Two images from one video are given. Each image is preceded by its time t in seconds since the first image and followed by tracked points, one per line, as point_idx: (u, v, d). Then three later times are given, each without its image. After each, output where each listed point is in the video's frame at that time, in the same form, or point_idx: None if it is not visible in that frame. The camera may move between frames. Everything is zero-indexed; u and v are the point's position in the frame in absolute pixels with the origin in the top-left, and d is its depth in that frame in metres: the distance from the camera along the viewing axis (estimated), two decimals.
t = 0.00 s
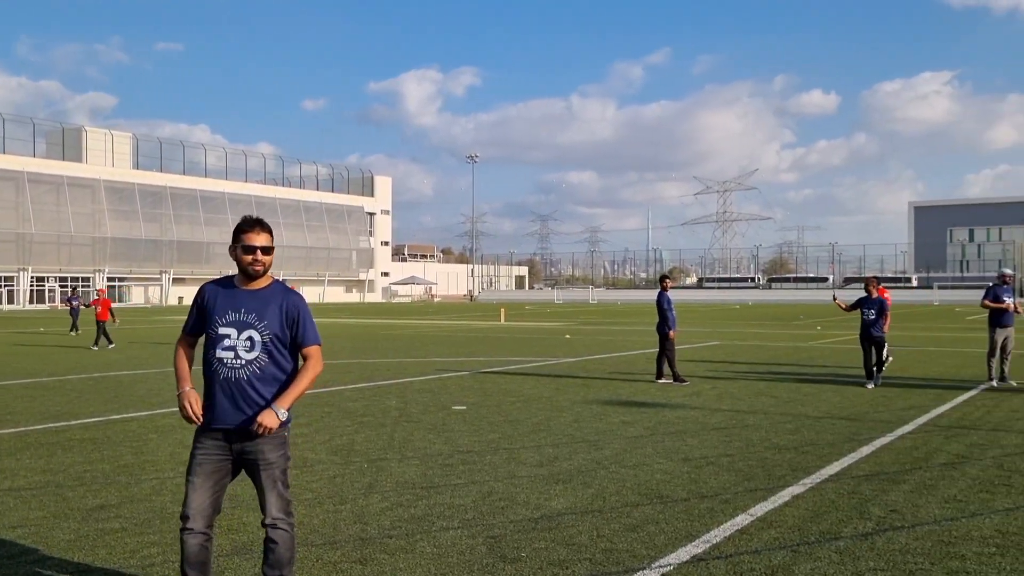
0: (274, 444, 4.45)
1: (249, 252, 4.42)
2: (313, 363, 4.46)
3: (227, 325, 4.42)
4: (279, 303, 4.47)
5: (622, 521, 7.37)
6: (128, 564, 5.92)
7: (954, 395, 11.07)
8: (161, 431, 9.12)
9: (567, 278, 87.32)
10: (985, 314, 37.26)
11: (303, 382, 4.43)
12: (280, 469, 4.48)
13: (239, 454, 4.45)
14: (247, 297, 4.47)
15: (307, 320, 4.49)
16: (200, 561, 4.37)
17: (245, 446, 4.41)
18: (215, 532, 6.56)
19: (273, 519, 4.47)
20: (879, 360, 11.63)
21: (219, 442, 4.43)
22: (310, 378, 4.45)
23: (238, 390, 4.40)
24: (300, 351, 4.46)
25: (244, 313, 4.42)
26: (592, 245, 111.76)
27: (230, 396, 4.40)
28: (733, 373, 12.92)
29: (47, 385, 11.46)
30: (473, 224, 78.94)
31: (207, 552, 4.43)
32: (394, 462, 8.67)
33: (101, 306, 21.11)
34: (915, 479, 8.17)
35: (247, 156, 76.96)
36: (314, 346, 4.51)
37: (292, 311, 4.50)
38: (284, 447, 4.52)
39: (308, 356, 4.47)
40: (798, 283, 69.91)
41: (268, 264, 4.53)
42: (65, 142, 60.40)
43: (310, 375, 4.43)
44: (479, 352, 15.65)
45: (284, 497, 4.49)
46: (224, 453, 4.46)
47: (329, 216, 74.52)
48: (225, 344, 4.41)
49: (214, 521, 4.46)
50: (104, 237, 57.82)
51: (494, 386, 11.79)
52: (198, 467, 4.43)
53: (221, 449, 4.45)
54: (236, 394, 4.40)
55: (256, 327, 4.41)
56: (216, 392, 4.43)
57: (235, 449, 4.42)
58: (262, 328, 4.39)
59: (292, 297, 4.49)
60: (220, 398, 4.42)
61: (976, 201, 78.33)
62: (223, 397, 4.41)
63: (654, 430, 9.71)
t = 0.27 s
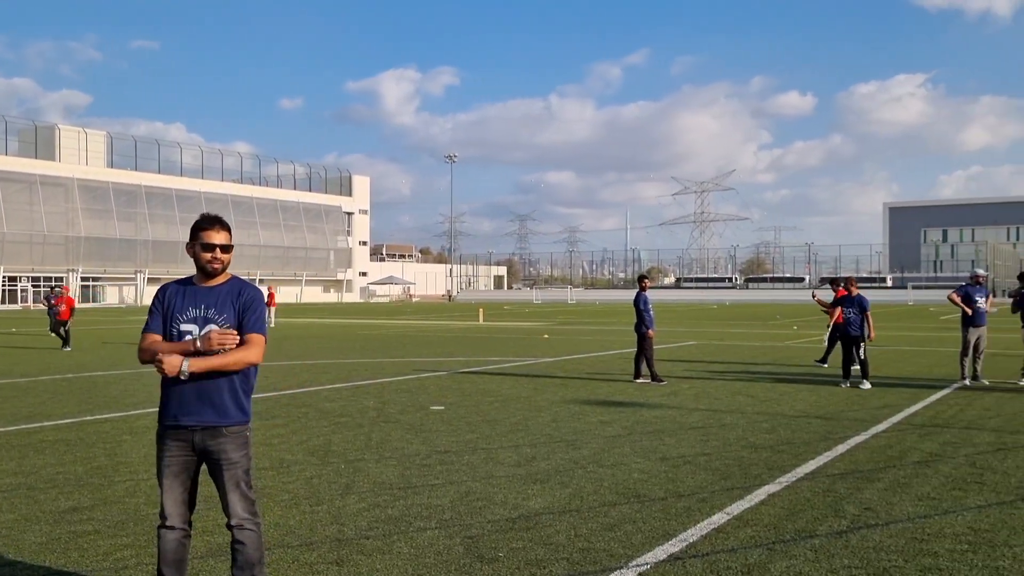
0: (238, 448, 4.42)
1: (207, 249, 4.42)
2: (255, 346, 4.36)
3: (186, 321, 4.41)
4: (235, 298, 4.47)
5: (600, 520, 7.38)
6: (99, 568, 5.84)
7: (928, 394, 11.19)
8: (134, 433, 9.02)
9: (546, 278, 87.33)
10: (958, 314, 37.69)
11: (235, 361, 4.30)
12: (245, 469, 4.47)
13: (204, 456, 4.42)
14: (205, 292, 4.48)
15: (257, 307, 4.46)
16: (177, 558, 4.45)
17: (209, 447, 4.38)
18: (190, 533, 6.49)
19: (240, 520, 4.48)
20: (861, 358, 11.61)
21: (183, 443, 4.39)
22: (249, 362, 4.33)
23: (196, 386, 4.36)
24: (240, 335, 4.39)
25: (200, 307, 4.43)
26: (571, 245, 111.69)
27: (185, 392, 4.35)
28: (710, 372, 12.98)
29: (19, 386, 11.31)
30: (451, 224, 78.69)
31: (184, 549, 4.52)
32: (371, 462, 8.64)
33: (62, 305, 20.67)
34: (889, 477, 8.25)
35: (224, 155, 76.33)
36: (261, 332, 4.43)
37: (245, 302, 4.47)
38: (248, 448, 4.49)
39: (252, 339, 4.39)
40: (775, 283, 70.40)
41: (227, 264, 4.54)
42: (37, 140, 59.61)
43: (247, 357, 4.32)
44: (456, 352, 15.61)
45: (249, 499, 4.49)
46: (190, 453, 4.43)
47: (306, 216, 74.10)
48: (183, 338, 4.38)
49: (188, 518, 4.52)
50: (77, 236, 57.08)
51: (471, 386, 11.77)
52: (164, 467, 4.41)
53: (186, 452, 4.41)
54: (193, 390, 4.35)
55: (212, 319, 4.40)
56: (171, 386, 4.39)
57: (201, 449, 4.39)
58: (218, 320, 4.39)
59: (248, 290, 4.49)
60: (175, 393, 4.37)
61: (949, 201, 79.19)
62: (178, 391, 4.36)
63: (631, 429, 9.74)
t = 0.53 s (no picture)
0: (218, 447, 4.42)
1: (180, 249, 4.45)
2: (217, 324, 4.35)
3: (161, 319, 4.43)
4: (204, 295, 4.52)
5: (586, 520, 7.40)
6: (83, 570, 5.81)
7: (911, 393, 11.29)
8: (119, 434, 8.97)
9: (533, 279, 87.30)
10: (940, 314, 38.00)
11: (196, 332, 4.28)
12: (225, 469, 4.47)
13: (185, 456, 4.41)
14: (179, 293, 4.52)
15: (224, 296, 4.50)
16: (158, 561, 4.44)
17: (190, 447, 4.37)
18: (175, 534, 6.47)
19: (221, 521, 4.48)
20: (848, 358, 11.66)
21: (161, 444, 4.38)
22: (210, 337, 4.31)
23: (170, 382, 4.35)
24: (202, 315, 4.39)
25: (173, 306, 4.48)
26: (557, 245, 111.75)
27: (159, 387, 4.34)
28: (696, 372, 13.04)
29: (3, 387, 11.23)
30: (438, 224, 78.53)
31: (165, 551, 4.50)
32: (357, 463, 8.63)
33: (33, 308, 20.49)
34: (873, 476, 8.31)
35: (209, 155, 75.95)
36: (226, 316, 4.43)
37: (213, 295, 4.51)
38: (228, 449, 4.49)
39: (215, 319, 4.38)
40: (760, 284, 70.78)
41: (200, 265, 4.60)
42: (20, 140, 59.11)
43: (207, 331, 4.30)
44: (441, 352, 15.62)
45: (230, 501, 4.49)
46: (171, 454, 4.42)
47: (292, 216, 73.84)
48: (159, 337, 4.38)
49: (169, 519, 4.51)
50: (60, 236, 56.65)
51: (458, 386, 11.76)
52: (145, 468, 4.41)
53: (167, 453, 4.40)
54: (167, 385, 4.34)
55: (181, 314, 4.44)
56: (144, 383, 4.38)
57: (181, 450, 4.38)
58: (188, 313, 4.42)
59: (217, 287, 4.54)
60: (148, 391, 4.37)
61: (932, 202, 79.82)
62: (152, 386, 4.35)
63: (617, 429, 9.77)
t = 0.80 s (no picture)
0: (201, 449, 4.39)
1: (158, 249, 4.41)
2: (193, 325, 4.30)
3: (141, 320, 4.40)
4: (186, 294, 4.49)
5: (570, 520, 7.40)
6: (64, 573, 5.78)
7: (893, 392, 11.37)
8: (101, 436, 8.91)
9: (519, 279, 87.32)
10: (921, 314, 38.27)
11: (173, 336, 4.25)
12: (208, 471, 4.45)
13: (166, 458, 4.39)
14: (158, 293, 4.49)
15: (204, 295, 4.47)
16: (139, 563, 4.41)
17: (171, 449, 4.35)
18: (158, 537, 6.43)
19: (202, 523, 4.45)
20: (829, 358, 11.69)
21: (143, 446, 4.35)
22: (188, 339, 4.27)
23: (149, 384, 4.31)
24: (182, 317, 4.35)
25: (152, 307, 4.44)
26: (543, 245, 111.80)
27: (139, 390, 4.31)
28: (680, 372, 13.08)
29: None
30: (423, 224, 78.42)
31: (147, 554, 4.48)
32: (341, 463, 8.61)
33: None
34: (855, 475, 8.36)
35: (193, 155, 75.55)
36: (204, 317, 4.39)
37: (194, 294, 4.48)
38: (210, 450, 4.47)
39: (192, 320, 4.33)
40: (744, 284, 71.02)
41: (180, 265, 4.56)
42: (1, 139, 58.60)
43: (183, 334, 4.25)
44: (425, 353, 15.59)
45: (212, 502, 4.47)
46: (152, 456, 4.39)
47: (276, 216, 73.57)
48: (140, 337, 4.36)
49: (151, 521, 4.49)
50: (41, 237, 56.20)
51: (443, 387, 11.75)
52: (125, 470, 4.38)
53: (148, 455, 4.38)
54: (146, 388, 4.30)
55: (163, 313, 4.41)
56: (124, 386, 4.35)
57: (163, 452, 4.35)
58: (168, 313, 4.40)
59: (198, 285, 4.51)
60: (128, 391, 4.34)
61: (913, 202, 80.37)
62: (132, 387, 4.32)
63: (601, 429, 9.79)
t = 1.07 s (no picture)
0: (183, 452, 4.36)
1: (140, 250, 4.38)
2: (182, 330, 4.28)
3: (124, 323, 4.38)
4: (170, 296, 4.47)
5: (554, 521, 7.41)
6: None
7: (874, 392, 11.46)
8: (81, 439, 8.85)
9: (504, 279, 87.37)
10: (901, 313, 38.58)
11: (162, 342, 4.23)
12: (191, 474, 4.42)
13: (149, 461, 4.36)
14: (142, 296, 4.46)
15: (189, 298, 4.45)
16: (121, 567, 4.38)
17: (154, 452, 4.32)
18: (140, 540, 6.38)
19: (186, 527, 4.42)
20: (810, 358, 11.72)
21: (125, 449, 4.33)
22: (176, 345, 4.25)
23: (135, 388, 4.29)
24: (168, 322, 4.33)
25: (137, 310, 4.41)
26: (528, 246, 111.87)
27: (124, 395, 4.28)
28: (664, 372, 13.12)
29: None
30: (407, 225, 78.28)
31: (129, 558, 4.45)
32: (325, 465, 8.58)
33: None
34: (836, 474, 8.41)
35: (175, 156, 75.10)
36: (191, 321, 4.36)
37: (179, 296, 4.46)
38: (194, 452, 4.44)
39: (180, 326, 4.31)
40: (727, 284, 71.36)
41: (162, 265, 4.53)
42: None
43: (172, 340, 4.23)
44: (408, 354, 15.58)
45: (196, 505, 4.44)
46: (134, 459, 4.36)
47: (259, 217, 73.27)
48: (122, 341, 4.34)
49: (133, 525, 4.46)
50: (21, 238, 55.71)
51: (427, 387, 11.74)
52: (107, 474, 4.35)
53: (129, 458, 4.35)
54: (131, 392, 4.28)
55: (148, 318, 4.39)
56: (109, 390, 4.33)
57: (145, 455, 4.33)
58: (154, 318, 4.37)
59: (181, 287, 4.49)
60: (114, 396, 4.31)
61: (895, 203, 80.97)
62: (117, 393, 4.29)
63: (585, 429, 9.81)
